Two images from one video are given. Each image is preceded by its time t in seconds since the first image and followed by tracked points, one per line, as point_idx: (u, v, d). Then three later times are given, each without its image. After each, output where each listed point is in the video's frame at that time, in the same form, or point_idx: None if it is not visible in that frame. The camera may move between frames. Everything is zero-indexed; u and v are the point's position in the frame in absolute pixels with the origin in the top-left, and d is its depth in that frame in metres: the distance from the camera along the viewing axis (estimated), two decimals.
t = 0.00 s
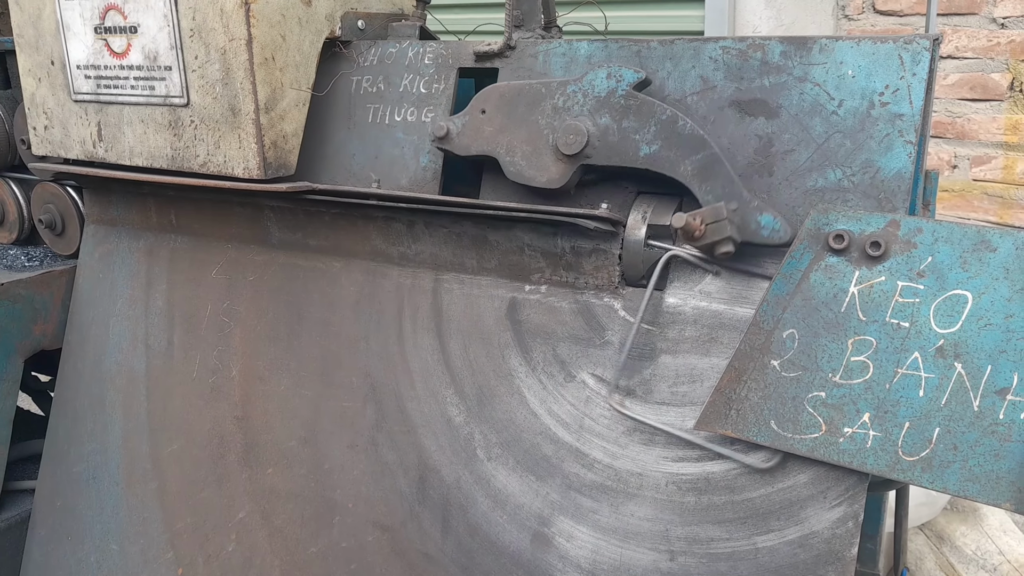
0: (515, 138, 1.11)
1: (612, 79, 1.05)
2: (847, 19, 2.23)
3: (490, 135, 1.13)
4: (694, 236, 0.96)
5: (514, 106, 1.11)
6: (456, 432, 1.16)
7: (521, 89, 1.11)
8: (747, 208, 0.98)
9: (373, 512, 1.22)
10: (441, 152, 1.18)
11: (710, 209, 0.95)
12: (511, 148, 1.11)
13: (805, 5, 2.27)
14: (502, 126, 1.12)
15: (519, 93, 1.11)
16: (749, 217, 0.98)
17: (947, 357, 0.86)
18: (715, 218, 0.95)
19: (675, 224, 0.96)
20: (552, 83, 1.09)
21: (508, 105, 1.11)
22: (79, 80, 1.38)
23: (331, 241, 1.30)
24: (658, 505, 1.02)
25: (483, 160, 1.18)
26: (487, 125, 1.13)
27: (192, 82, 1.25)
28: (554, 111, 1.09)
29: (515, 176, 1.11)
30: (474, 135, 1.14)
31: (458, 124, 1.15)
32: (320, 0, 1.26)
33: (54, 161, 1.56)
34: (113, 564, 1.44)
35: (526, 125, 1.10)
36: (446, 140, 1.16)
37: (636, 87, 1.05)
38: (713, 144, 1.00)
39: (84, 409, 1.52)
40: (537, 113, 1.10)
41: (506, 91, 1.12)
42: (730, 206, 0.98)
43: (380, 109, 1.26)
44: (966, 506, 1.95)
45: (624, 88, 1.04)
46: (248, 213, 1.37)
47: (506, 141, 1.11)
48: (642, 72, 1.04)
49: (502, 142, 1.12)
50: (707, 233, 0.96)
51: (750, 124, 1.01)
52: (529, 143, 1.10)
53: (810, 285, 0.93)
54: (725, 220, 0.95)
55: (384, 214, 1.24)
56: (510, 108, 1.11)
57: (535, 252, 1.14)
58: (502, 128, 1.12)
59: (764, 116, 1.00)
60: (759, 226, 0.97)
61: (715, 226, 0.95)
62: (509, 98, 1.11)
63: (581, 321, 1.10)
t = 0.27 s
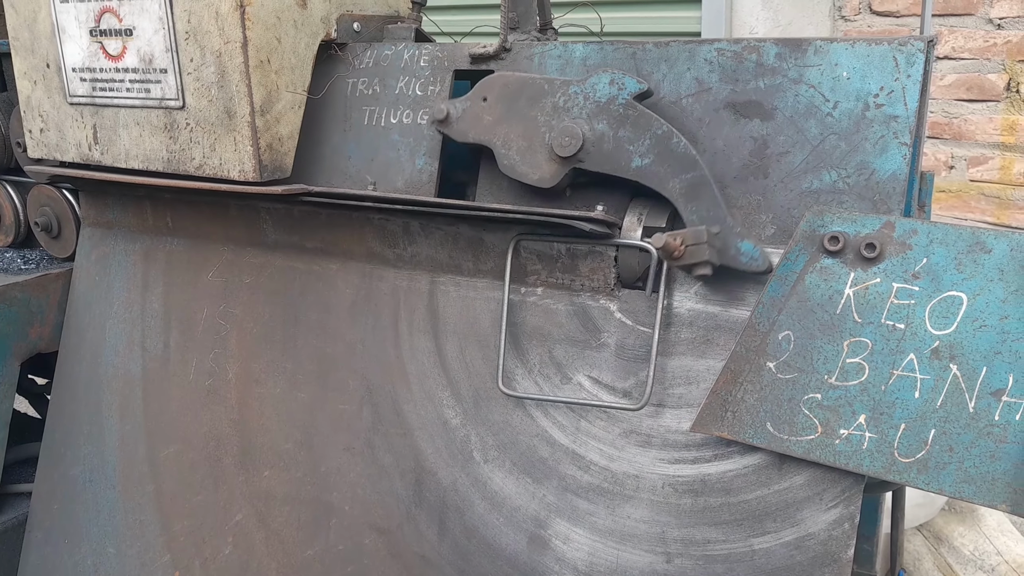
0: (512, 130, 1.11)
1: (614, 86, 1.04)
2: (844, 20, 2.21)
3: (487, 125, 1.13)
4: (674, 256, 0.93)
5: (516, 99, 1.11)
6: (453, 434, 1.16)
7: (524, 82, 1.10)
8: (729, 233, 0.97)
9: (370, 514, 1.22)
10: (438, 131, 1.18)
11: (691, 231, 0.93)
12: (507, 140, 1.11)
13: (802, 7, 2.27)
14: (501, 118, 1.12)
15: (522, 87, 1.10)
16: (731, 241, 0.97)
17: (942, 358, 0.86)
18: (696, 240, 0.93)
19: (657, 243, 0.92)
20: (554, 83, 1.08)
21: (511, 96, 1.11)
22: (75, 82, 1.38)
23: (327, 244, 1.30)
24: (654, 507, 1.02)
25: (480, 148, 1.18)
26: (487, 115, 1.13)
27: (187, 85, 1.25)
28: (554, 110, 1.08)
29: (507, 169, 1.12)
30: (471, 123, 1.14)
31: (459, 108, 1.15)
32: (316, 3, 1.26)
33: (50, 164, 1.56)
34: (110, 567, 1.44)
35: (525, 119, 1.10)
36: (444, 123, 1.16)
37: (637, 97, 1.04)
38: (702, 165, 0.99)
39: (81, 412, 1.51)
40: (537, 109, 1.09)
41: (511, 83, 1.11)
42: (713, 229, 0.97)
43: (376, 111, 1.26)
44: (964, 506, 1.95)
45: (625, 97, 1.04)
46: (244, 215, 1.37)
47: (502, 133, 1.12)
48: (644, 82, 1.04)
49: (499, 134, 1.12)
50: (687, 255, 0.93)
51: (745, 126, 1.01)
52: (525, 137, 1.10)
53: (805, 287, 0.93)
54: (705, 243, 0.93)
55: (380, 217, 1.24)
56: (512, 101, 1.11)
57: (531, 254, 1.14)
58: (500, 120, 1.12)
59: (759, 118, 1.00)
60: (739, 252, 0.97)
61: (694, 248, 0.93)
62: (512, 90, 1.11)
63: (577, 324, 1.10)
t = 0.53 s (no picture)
0: (509, 152, 1.11)
1: (599, 82, 1.06)
2: (845, 22, 2.20)
3: (484, 154, 1.13)
4: (707, 217, 0.94)
5: (505, 122, 1.12)
6: (453, 437, 1.16)
7: (510, 105, 1.12)
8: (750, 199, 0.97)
9: (370, 518, 1.21)
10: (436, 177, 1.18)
11: (718, 189, 0.95)
12: (507, 162, 1.11)
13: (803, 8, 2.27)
14: (495, 144, 1.12)
15: (509, 110, 1.12)
16: (757, 193, 0.97)
17: (943, 361, 0.86)
18: (725, 196, 0.94)
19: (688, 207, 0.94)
20: (541, 95, 1.10)
21: (499, 122, 1.12)
22: (76, 86, 1.38)
23: (328, 247, 1.30)
24: (655, 511, 1.02)
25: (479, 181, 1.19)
26: (481, 145, 1.14)
27: (188, 88, 1.25)
28: (549, 118, 1.09)
29: (514, 189, 1.11)
30: (468, 157, 1.15)
31: (450, 148, 1.16)
32: (316, 6, 1.27)
33: (52, 168, 1.57)
34: (111, 571, 1.44)
35: (519, 137, 1.11)
36: (441, 166, 1.16)
37: (624, 86, 1.06)
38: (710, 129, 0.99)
39: (82, 415, 1.51)
40: (529, 125, 1.10)
41: (497, 109, 1.13)
42: (736, 185, 0.97)
43: (376, 115, 1.26)
44: (966, 509, 1.95)
45: (613, 88, 1.05)
46: (245, 219, 1.37)
47: (500, 156, 1.12)
48: (628, 70, 1.05)
49: (498, 159, 1.12)
50: (719, 213, 0.94)
51: (745, 129, 1.01)
52: (525, 156, 1.10)
53: (806, 290, 0.93)
54: (734, 198, 0.94)
55: (381, 220, 1.24)
56: (501, 125, 1.12)
57: (531, 258, 1.14)
58: (495, 145, 1.12)
59: (759, 121, 1.00)
60: (769, 201, 0.96)
61: (725, 205, 0.94)
62: (499, 114, 1.12)
63: (578, 327, 1.10)
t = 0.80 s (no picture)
0: (509, 154, 1.11)
1: (599, 84, 1.06)
2: (845, 22, 2.21)
3: (484, 156, 1.13)
4: (706, 219, 0.95)
5: (505, 124, 1.12)
6: (453, 439, 1.16)
7: (509, 107, 1.12)
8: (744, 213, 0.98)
9: (371, 520, 1.22)
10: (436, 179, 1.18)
11: (717, 191, 0.95)
12: (507, 165, 1.11)
13: (803, 9, 2.27)
14: (495, 146, 1.13)
15: (509, 112, 1.12)
16: (756, 195, 0.97)
17: (943, 363, 0.86)
18: (724, 199, 0.94)
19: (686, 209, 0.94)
20: (540, 98, 1.10)
21: (499, 124, 1.12)
22: (76, 89, 1.38)
23: (328, 250, 1.30)
24: (655, 513, 1.02)
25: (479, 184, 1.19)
26: (481, 147, 1.14)
27: (188, 91, 1.25)
28: (548, 120, 1.09)
29: (513, 191, 1.11)
30: (468, 159, 1.15)
31: (451, 150, 1.16)
32: (316, 9, 1.27)
33: (52, 170, 1.57)
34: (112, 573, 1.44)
35: (519, 139, 1.11)
36: (441, 168, 1.17)
37: (624, 89, 1.06)
38: (710, 131, 0.99)
39: (83, 417, 1.52)
40: (529, 127, 1.10)
41: (497, 111, 1.13)
42: (736, 186, 0.97)
43: (376, 117, 1.26)
44: (966, 510, 1.95)
45: (612, 91, 1.05)
46: (245, 221, 1.37)
47: (500, 159, 1.12)
48: (628, 73, 1.05)
49: (497, 161, 1.12)
50: (718, 215, 0.95)
51: (745, 131, 1.01)
52: (524, 159, 1.10)
53: (806, 292, 0.93)
54: (734, 199, 0.94)
55: (381, 222, 1.24)
56: (501, 127, 1.12)
57: (531, 260, 1.14)
58: (495, 148, 1.13)
59: (759, 123, 1.01)
60: (767, 203, 0.96)
61: (724, 208, 0.94)
62: (499, 117, 1.12)
63: (578, 329, 1.10)
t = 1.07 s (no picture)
0: (508, 155, 1.11)
1: (598, 84, 1.06)
2: (845, 22, 2.20)
3: (483, 156, 1.13)
4: (704, 220, 0.95)
5: (504, 124, 1.12)
6: (452, 440, 1.16)
7: (508, 107, 1.12)
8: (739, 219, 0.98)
9: (369, 521, 1.21)
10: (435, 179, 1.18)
11: (716, 192, 0.95)
12: (506, 165, 1.11)
13: (804, 9, 2.27)
14: (493, 146, 1.13)
15: (507, 112, 1.12)
16: (755, 196, 0.97)
17: (941, 364, 0.86)
18: (723, 199, 0.94)
19: (685, 209, 0.94)
20: (539, 98, 1.10)
21: (498, 124, 1.12)
22: (75, 90, 1.38)
23: (327, 250, 1.30)
24: (654, 513, 1.01)
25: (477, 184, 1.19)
26: (479, 147, 1.14)
27: (187, 92, 1.25)
28: (547, 120, 1.09)
29: (512, 192, 1.11)
30: (466, 159, 1.15)
31: (450, 149, 1.16)
32: (315, 9, 1.27)
33: (52, 171, 1.57)
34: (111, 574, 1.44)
35: (517, 140, 1.11)
36: (440, 168, 1.17)
37: (623, 89, 1.05)
38: (708, 132, 0.99)
39: (82, 418, 1.52)
40: (528, 127, 1.10)
41: (495, 111, 1.13)
42: (735, 187, 0.97)
43: (375, 118, 1.26)
44: (967, 510, 1.95)
45: (611, 91, 1.05)
46: (244, 222, 1.37)
47: (499, 159, 1.12)
48: (627, 73, 1.05)
49: (496, 161, 1.12)
50: (716, 215, 0.95)
51: (743, 131, 1.01)
52: (523, 159, 1.10)
53: (804, 293, 0.93)
54: (732, 200, 0.94)
55: (380, 223, 1.24)
56: (500, 128, 1.12)
57: (530, 260, 1.14)
58: (493, 148, 1.13)
59: (757, 123, 1.01)
60: (766, 203, 0.96)
61: (723, 208, 0.95)
62: (497, 117, 1.12)
63: (576, 329, 1.10)
